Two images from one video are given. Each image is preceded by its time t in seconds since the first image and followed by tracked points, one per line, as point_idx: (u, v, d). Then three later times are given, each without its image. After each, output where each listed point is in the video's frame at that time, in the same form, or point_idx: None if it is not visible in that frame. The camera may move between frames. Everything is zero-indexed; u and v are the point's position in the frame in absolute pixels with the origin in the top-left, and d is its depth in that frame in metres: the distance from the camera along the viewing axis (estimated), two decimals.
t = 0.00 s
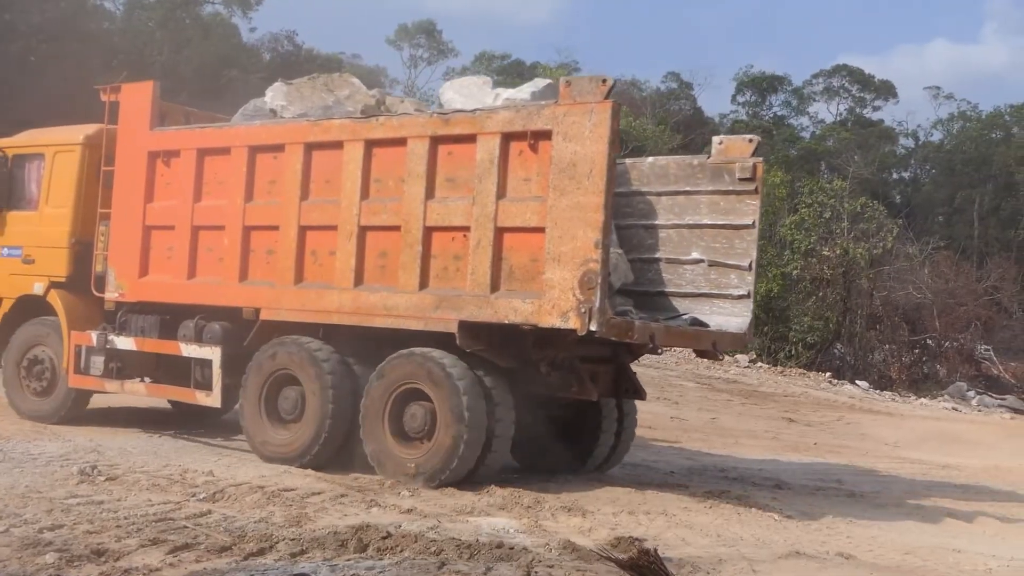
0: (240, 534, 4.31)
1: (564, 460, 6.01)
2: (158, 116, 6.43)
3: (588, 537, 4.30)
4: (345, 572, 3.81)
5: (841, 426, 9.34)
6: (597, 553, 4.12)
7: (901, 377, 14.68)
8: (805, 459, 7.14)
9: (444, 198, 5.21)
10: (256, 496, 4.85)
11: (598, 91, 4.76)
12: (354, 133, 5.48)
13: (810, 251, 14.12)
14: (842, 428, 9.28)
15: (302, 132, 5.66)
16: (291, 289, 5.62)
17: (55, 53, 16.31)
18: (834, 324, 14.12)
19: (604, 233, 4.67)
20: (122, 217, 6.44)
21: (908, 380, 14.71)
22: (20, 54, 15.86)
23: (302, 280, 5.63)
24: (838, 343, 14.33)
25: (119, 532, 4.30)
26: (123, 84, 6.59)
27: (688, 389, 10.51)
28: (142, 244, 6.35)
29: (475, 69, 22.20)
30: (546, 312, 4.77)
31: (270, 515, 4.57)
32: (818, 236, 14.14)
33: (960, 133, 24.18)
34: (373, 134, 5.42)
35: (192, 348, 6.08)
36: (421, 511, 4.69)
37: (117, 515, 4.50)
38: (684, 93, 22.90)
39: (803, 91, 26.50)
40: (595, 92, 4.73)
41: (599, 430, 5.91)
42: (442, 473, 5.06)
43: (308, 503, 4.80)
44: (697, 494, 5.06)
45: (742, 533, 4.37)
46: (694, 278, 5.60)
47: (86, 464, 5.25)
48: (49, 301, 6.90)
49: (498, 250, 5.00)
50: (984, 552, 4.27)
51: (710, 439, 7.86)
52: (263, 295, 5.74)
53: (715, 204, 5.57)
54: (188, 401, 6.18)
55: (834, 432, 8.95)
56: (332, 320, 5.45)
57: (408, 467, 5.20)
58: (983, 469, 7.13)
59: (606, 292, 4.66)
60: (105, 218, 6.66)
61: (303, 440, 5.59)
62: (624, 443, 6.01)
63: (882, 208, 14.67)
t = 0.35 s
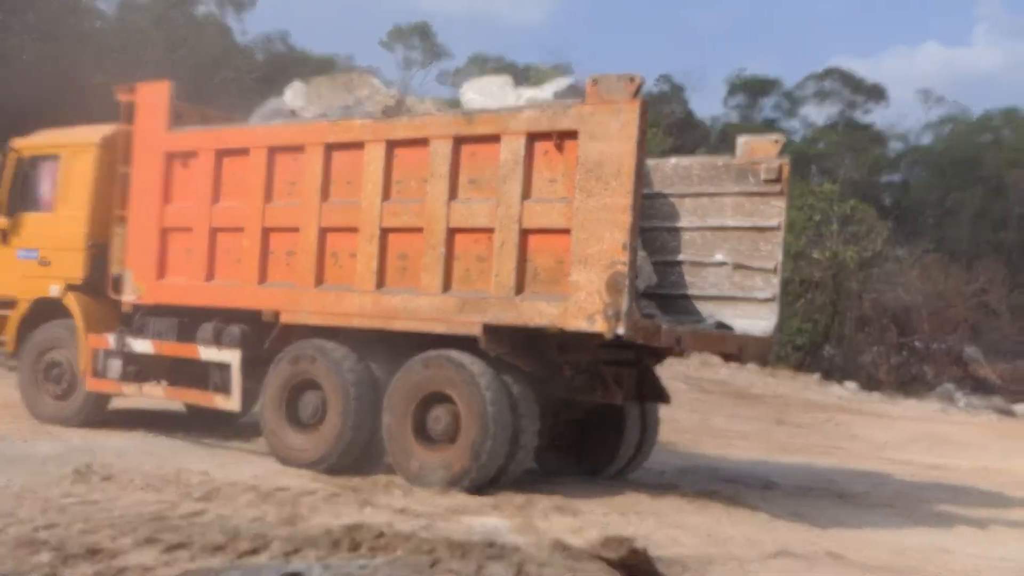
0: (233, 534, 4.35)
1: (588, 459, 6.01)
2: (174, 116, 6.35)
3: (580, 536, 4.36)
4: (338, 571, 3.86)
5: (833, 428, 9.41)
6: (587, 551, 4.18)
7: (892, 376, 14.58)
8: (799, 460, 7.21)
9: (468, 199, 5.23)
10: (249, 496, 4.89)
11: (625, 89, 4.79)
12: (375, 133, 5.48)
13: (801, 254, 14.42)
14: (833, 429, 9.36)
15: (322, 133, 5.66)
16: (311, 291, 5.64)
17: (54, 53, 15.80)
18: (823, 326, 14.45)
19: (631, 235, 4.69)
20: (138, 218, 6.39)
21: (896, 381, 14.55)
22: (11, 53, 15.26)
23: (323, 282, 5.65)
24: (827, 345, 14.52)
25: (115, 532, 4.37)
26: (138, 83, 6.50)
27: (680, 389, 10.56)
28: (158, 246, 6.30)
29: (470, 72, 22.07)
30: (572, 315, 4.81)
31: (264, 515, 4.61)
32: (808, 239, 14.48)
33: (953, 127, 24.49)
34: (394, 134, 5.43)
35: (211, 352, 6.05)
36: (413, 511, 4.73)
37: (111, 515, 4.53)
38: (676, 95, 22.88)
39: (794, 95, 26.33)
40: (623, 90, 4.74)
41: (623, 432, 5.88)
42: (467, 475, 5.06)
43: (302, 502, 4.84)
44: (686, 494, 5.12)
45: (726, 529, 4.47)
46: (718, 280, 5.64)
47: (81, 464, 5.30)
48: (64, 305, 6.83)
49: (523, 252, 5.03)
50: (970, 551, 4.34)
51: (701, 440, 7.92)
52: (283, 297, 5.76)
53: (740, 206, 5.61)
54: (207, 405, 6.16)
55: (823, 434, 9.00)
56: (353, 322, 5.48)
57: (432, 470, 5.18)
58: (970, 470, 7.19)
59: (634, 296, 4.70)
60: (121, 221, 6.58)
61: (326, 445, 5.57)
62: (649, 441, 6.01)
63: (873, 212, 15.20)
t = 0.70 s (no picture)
0: (299, 483, 5.93)
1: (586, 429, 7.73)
2: (273, 173, 8.19)
3: (555, 482, 6.00)
4: (377, 513, 5.41)
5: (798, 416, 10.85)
6: (559, 495, 5.78)
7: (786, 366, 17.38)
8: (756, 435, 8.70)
9: (495, 234, 6.84)
10: (310, 454, 6.55)
11: (615, 151, 6.33)
12: (425, 184, 7.16)
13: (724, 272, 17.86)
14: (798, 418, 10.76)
15: (385, 185, 7.37)
16: (378, 305, 7.34)
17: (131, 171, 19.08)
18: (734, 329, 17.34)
19: (621, 260, 6.22)
20: (245, 252, 8.22)
21: (789, 371, 17.28)
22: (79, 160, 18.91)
23: (386, 298, 7.33)
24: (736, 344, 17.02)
25: (209, 483, 5.90)
26: (246, 149, 8.40)
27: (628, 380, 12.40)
28: (259, 273, 8.12)
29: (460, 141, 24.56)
30: (576, 321, 6.33)
31: (322, 468, 6.22)
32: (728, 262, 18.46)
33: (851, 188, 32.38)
34: (439, 185, 7.10)
35: (301, 349, 7.75)
36: (432, 464, 6.38)
37: (208, 470, 6.13)
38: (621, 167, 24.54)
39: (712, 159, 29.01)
40: (614, 153, 6.28)
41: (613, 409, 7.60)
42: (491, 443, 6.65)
43: (350, 457, 6.49)
44: (633, 456, 6.83)
45: (672, 489, 5.95)
46: (683, 296, 6.95)
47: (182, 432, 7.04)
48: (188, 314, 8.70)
49: (537, 274, 6.60)
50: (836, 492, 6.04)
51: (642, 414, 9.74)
52: (356, 310, 7.48)
53: (699, 238, 6.89)
54: (300, 390, 7.85)
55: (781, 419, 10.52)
56: (408, 328, 7.17)
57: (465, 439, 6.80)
58: (847, 436, 9.14)
59: (621, 305, 6.20)
60: (231, 254, 8.43)
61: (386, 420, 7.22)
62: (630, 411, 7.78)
63: (769, 250, 20.63)
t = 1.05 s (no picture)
0: (321, 460, 6.95)
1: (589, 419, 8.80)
2: (319, 195, 9.57)
3: (538, 460, 7.20)
4: (387, 483, 6.37)
5: (783, 410, 11.89)
6: (543, 470, 6.84)
7: (735, 360, 18.34)
8: (736, 427, 9.81)
9: (512, 247, 8.00)
10: (331, 436, 7.72)
11: (617, 176, 7.37)
12: (451, 205, 8.34)
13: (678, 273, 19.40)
14: (783, 412, 11.75)
15: (416, 206, 8.60)
16: (410, 308, 8.57)
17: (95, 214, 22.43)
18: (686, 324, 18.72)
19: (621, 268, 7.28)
20: (295, 262, 9.62)
21: (739, 363, 18.25)
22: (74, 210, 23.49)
23: (417, 302, 8.58)
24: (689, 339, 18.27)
25: (245, 459, 6.89)
26: (296, 174, 9.84)
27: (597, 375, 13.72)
28: (306, 280, 9.51)
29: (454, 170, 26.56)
30: (582, 322, 7.43)
31: (341, 447, 7.34)
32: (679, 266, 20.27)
33: (811, 210, 33.58)
34: (463, 206, 8.27)
35: (343, 346, 9.14)
36: (433, 445, 7.59)
37: (243, 449, 7.20)
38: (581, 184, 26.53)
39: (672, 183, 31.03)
40: (615, 177, 7.31)
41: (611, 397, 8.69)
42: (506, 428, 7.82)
43: (364, 440, 7.65)
44: (604, 443, 8.09)
45: (638, 467, 7.08)
46: (672, 301, 7.89)
47: (223, 418, 8.27)
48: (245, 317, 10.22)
49: (547, 281, 7.76)
50: (770, 470, 7.29)
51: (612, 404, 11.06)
52: (390, 313, 8.74)
53: (687, 251, 7.85)
54: (341, 381, 9.24)
55: (763, 411, 11.59)
56: (436, 327, 8.40)
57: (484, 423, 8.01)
58: (783, 422, 10.51)
59: (622, 308, 7.28)
60: (282, 264, 9.88)
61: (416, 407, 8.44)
62: (627, 404, 8.87)
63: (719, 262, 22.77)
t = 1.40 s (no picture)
0: (302, 459, 6.90)
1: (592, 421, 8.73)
2: (315, 193, 9.58)
3: (521, 459, 7.19)
4: (368, 482, 6.32)
5: (769, 409, 11.95)
6: (526, 469, 6.81)
7: (718, 360, 18.43)
8: (723, 426, 9.86)
9: (513, 244, 7.87)
10: (312, 436, 7.66)
11: (621, 170, 7.20)
12: (451, 201, 8.26)
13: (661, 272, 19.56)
14: (769, 411, 11.82)
15: (414, 202, 8.54)
16: (409, 307, 8.49)
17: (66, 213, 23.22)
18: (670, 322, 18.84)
19: (627, 267, 7.06)
20: (292, 260, 9.62)
21: (720, 361, 18.41)
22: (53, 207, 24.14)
23: (416, 301, 8.49)
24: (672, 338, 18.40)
25: (225, 459, 6.83)
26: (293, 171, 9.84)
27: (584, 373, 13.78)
28: (304, 278, 9.51)
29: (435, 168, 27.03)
30: (587, 322, 7.23)
31: (322, 447, 7.27)
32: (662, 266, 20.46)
33: (792, 210, 34.14)
34: (463, 203, 8.18)
35: (340, 346, 9.10)
36: (416, 444, 7.57)
37: (223, 448, 7.13)
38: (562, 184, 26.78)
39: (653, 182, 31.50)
40: (620, 172, 7.16)
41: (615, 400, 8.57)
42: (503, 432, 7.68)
43: (346, 439, 7.60)
44: (590, 442, 8.11)
45: (622, 466, 7.08)
46: (677, 298, 7.92)
47: (203, 417, 8.22)
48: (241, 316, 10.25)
49: (551, 279, 7.58)
50: (753, 468, 7.33)
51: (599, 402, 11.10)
52: (388, 311, 8.67)
53: (692, 248, 7.83)
54: (338, 382, 9.21)
55: (747, 409, 11.70)
56: (435, 326, 8.27)
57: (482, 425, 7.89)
58: (766, 420, 10.61)
59: (628, 309, 7.05)
60: (279, 261, 9.89)
61: (415, 408, 8.34)
62: (632, 404, 8.76)
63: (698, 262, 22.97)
